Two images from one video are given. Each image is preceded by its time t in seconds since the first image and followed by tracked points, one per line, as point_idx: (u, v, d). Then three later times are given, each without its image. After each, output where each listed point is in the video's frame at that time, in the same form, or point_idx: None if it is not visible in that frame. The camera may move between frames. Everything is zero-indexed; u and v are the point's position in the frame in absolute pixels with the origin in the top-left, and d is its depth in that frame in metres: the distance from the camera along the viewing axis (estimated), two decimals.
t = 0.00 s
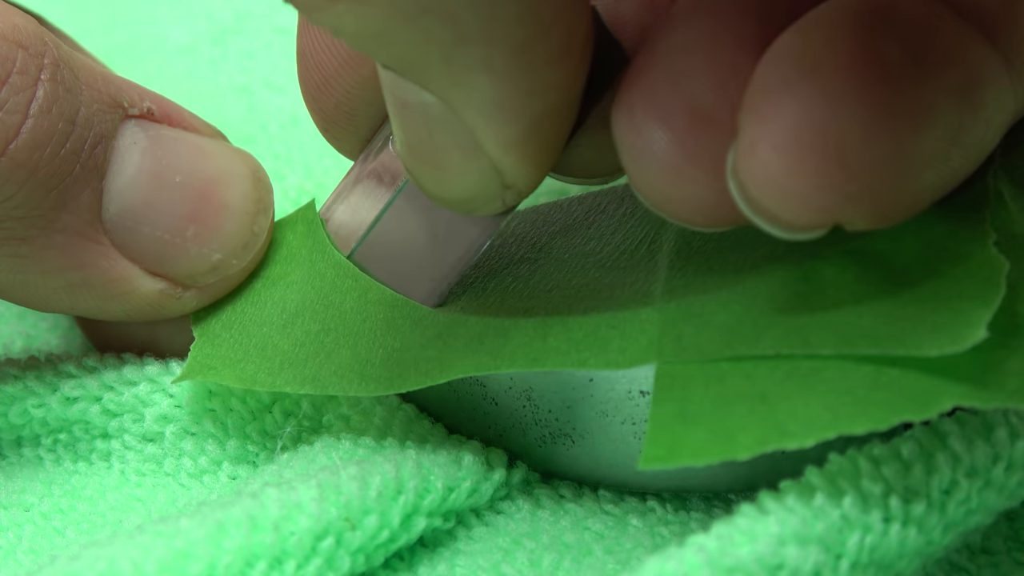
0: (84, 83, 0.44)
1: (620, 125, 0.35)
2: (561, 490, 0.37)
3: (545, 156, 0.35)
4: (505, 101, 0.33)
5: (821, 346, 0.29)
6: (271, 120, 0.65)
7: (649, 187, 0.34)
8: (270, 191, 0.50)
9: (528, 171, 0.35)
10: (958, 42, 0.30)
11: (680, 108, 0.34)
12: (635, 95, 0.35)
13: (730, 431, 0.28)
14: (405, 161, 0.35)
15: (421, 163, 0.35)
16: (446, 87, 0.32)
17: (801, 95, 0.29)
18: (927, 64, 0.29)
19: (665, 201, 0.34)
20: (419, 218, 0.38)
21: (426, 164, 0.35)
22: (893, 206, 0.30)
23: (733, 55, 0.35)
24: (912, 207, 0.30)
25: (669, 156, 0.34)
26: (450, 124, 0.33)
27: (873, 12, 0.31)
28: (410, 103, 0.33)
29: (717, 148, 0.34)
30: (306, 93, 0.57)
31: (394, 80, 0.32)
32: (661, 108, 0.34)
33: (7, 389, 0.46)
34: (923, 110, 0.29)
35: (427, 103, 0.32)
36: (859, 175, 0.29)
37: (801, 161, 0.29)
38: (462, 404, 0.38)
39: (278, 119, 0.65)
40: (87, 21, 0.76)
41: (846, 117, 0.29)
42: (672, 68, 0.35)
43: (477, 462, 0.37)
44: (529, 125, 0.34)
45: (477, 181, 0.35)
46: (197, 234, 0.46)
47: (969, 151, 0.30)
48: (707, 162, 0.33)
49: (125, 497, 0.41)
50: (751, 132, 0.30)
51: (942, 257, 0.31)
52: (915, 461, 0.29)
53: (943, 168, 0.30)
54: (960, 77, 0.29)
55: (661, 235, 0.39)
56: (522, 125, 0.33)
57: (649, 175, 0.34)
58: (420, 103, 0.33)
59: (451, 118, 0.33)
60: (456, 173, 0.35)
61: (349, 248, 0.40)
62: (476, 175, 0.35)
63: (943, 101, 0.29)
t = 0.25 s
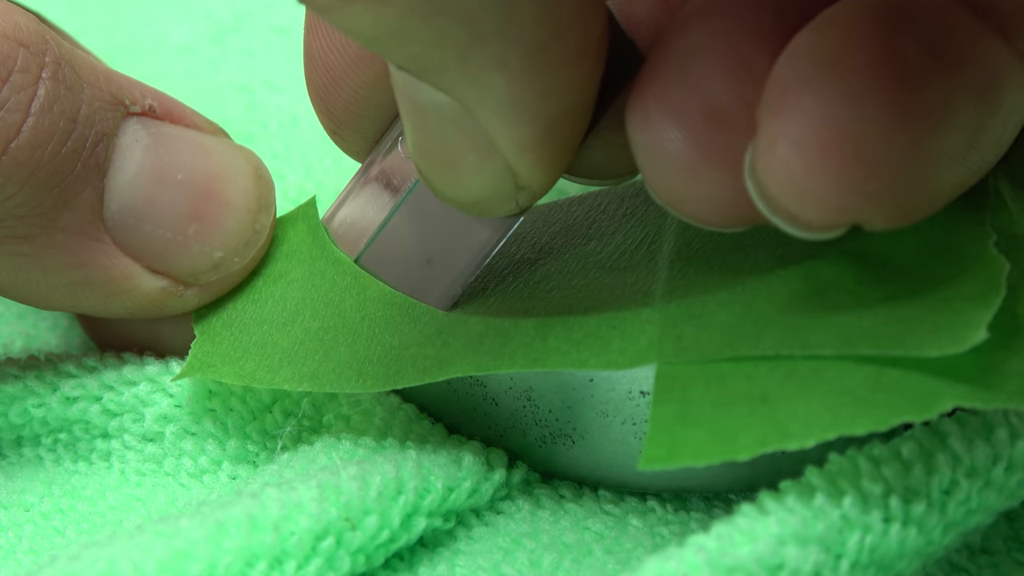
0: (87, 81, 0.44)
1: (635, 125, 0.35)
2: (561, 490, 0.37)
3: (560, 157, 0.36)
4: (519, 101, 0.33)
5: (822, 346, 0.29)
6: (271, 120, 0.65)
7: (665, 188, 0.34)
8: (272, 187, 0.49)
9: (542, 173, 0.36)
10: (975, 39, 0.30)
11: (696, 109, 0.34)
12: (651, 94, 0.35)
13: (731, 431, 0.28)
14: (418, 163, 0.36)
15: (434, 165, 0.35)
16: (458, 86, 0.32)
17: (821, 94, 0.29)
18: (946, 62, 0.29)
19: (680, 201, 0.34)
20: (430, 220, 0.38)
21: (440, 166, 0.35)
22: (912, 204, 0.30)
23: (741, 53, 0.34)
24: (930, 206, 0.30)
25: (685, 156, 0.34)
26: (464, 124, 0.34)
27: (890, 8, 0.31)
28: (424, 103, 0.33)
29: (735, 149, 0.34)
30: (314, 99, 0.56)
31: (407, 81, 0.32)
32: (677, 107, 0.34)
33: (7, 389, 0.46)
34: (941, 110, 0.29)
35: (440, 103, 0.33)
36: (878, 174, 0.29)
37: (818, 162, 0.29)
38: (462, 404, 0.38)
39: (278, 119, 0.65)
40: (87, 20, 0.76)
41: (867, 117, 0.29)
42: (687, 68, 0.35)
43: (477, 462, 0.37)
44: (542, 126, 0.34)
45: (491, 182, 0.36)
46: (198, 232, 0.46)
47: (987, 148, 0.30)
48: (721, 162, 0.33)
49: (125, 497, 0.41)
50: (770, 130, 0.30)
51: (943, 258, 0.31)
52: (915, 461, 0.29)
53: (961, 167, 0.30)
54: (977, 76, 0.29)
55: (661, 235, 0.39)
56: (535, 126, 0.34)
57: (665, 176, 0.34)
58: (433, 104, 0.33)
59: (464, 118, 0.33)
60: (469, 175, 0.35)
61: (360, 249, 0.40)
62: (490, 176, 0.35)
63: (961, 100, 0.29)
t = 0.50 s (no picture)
0: (88, 82, 0.44)
1: (643, 123, 0.35)
2: (561, 490, 0.37)
3: (569, 158, 0.35)
4: (528, 101, 0.33)
5: (822, 346, 0.29)
6: (271, 121, 0.65)
7: (671, 187, 0.35)
8: (273, 188, 0.49)
9: (549, 177, 0.36)
10: (984, 37, 0.30)
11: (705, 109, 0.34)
12: (659, 92, 0.35)
13: (731, 431, 0.28)
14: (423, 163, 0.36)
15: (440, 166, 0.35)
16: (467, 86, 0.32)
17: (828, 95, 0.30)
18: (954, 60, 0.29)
19: (688, 199, 0.35)
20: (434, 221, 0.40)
21: (446, 167, 0.35)
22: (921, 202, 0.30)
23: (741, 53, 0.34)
24: (939, 203, 0.30)
25: (692, 155, 0.34)
26: (472, 125, 0.33)
27: (900, 5, 0.30)
28: (432, 104, 0.33)
29: (742, 148, 0.34)
30: (315, 102, 0.56)
31: (415, 80, 0.32)
32: (685, 106, 0.34)
33: (7, 389, 0.46)
34: (949, 109, 0.29)
35: (449, 103, 0.33)
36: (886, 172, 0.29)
37: (825, 160, 0.29)
38: (462, 404, 0.38)
39: (278, 119, 0.65)
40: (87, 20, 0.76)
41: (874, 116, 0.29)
42: (695, 66, 0.34)
43: (477, 462, 0.37)
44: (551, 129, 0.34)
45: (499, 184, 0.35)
46: (200, 233, 0.46)
47: (997, 147, 0.30)
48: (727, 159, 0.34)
49: (124, 497, 0.41)
50: (778, 129, 0.30)
51: (943, 258, 0.31)
52: (915, 461, 0.29)
53: (969, 166, 0.30)
54: (985, 74, 0.29)
55: (661, 235, 0.39)
56: (544, 128, 0.33)
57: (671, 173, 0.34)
58: (441, 104, 0.33)
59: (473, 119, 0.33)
60: (475, 176, 0.35)
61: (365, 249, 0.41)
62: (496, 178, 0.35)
63: (969, 99, 0.29)
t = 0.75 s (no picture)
0: (89, 83, 0.44)
1: (669, 119, 0.34)
2: (561, 490, 0.37)
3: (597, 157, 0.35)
4: (558, 100, 0.32)
5: (822, 347, 0.29)
6: (271, 121, 0.65)
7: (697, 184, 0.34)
8: (274, 188, 0.49)
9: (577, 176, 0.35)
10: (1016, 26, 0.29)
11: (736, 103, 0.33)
12: (685, 86, 0.34)
13: (731, 431, 0.28)
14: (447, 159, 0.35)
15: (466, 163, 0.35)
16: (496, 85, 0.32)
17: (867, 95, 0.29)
18: (989, 57, 0.29)
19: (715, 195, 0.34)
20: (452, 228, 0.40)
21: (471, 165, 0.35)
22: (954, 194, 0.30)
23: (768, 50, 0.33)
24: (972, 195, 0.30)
25: (721, 151, 0.33)
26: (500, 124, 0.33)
27: None
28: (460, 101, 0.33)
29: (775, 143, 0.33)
30: (328, 105, 0.56)
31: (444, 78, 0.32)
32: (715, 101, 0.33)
33: (7, 390, 0.45)
34: (982, 101, 0.29)
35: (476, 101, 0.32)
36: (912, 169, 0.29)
37: (866, 157, 0.29)
38: (462, 404, 0.38)
39: (279, 119, 0.65)
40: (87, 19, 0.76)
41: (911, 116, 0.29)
42: (724, 57, 0.33)
43: (477, 462, 0.37)
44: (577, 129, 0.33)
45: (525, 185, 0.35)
46: (200, 233, 0.46)
47: None
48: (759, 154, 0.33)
49: (124, 497, 0.41)
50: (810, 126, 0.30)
51: (944, 258, 0.31)
52: (915, 461, 0.29)
53: (1002, 157, 0.30)
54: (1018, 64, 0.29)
55: (661, 235, 0.39)
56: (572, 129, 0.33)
57: (697, 170, 0.34)
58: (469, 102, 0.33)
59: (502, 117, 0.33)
60: (501, 175, 0.35)
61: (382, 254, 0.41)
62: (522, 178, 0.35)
63: (1002, 90, 0.29)
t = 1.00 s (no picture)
0: (88, 81, 0.44)
1: (682, 115, 0.34)
2: (561, 490, 0.37)
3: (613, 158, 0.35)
4: (573, 99, 0.32)
5: (822, 346, 0.29)
6: (271, 120, 0.65)
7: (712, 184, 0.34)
8: (273, 186, 0.50)
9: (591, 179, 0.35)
10: None
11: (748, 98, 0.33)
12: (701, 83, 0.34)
13: (731, 431, 0.28)
14: (457, 163, 0.35)
15: (477, 166, 0.35)
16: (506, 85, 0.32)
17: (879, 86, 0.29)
18: (1008, 46, 0.28)
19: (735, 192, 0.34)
20: (462, 235, 0.39)
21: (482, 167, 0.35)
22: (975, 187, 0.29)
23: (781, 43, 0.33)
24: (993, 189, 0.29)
25: (735, 147, 0.33)
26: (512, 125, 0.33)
27: None
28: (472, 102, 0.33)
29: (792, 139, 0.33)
30: (333, 111, 0.55)
31: (457, 78, 0.32)
32: (729, 97, 0.33)
33: (7, 390, 0.45)
34: (1001, 93, 0.28)
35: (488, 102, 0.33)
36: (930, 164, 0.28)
37: (875, 157, 0.29)
38: (462, 404, 0.38)
39: (278, 119, 0.65)
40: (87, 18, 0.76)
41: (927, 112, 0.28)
42: (738, 53, 0.33)
43: (477, 462, 0.37)
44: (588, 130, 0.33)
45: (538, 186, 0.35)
46: (200, 231, 0.46)
47: None
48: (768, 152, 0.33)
49: (124, 497, 0.41)
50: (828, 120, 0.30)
51: (945, 258, 0.31)
52: (915, 461, 0.28)
53: None
54: None
55: (662, 235, 0.39)
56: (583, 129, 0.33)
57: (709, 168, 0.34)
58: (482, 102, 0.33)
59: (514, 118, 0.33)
60: (512, 177, 0.35)
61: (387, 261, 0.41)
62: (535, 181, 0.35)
63: None
